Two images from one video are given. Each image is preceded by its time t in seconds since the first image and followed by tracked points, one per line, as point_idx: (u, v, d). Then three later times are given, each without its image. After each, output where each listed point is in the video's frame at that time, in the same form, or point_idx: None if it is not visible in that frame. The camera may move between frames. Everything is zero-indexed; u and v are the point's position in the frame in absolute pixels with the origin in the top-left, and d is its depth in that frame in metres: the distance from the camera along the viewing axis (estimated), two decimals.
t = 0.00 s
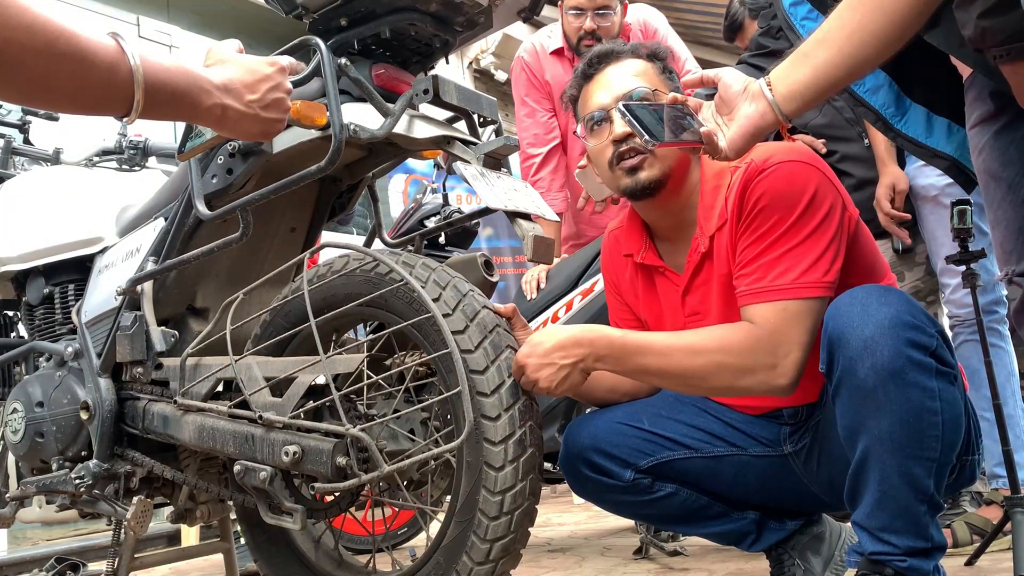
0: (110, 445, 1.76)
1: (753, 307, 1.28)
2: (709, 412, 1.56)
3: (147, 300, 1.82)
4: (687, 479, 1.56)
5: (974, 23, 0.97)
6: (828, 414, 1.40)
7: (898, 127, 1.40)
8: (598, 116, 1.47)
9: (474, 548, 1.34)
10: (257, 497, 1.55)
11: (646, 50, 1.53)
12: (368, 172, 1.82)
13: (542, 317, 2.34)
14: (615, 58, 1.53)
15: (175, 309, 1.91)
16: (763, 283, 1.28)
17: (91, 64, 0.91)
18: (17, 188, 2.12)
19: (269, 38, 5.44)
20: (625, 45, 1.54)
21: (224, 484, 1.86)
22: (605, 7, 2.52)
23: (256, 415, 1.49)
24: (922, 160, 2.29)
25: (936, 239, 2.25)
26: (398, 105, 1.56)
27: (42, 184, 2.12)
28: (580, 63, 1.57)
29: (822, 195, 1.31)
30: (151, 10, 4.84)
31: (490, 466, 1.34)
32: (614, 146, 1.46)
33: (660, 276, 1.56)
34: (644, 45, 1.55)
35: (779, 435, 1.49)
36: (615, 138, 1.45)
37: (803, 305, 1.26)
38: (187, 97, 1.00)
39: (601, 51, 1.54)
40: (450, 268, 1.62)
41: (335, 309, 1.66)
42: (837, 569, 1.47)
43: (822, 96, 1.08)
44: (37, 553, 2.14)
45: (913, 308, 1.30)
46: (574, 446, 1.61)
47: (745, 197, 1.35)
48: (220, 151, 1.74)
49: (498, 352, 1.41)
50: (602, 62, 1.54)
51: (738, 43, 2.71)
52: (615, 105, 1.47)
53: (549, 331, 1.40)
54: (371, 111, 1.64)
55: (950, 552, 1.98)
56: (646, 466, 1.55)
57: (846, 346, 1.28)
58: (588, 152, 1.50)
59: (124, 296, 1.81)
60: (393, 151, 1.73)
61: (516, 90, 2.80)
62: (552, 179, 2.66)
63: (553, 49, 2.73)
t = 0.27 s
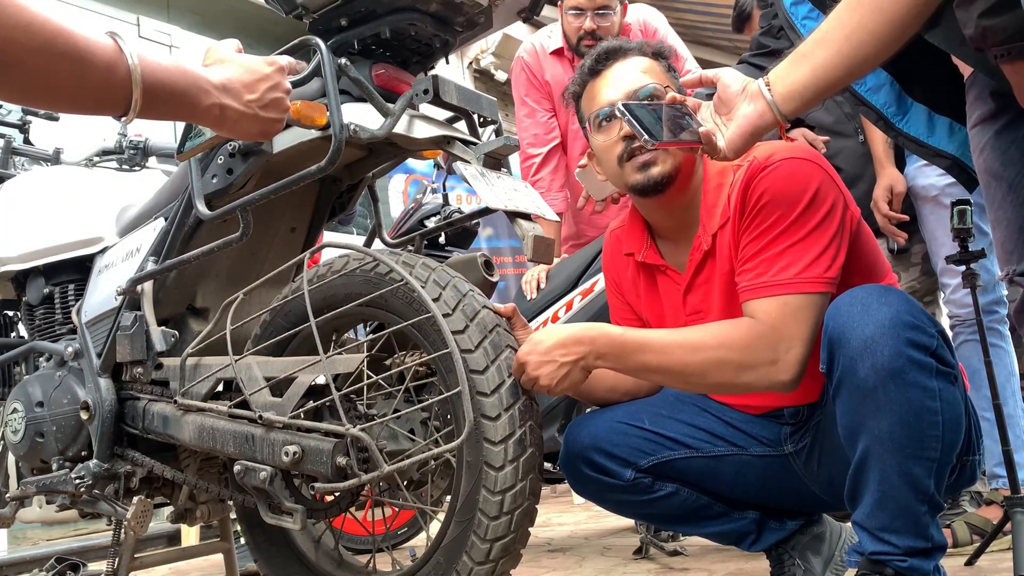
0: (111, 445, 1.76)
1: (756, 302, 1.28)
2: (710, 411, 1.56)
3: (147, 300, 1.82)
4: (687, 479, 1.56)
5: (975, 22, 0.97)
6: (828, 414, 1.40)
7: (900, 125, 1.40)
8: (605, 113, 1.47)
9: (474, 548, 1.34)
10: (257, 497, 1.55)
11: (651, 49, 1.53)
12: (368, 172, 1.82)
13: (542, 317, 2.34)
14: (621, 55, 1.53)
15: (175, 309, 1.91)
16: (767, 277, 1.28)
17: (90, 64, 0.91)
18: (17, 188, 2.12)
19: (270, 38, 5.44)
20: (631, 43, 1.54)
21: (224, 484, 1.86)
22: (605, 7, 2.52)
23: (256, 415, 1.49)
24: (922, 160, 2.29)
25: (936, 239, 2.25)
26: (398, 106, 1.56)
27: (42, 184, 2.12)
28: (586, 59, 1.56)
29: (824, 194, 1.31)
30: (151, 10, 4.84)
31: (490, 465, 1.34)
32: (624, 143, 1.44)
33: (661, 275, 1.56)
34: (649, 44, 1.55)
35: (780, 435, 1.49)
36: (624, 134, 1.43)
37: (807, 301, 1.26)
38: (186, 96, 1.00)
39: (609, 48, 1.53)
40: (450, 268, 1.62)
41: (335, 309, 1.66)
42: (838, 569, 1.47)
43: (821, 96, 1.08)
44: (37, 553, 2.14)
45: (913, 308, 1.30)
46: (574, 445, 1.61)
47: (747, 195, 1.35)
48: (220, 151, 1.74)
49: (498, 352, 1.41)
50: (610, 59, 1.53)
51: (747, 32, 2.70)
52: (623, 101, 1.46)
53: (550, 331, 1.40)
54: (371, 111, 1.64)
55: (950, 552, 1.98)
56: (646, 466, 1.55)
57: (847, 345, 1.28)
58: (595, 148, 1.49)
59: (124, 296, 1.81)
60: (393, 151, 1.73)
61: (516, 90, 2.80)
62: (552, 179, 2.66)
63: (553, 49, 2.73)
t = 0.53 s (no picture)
0: (110, 446, 1.76)
1: (758, 300, 1.28)
2: (710, 411, 1.56)
3: (147, 300, 1.82)
4: (688, 478, 1.56)
5: (973, 22, 0.96)
6: (829, 413, 1.40)
7: (898, 125, 1.39)
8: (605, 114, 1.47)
9: (474, 548, 1.33)
10: (257, 498, 1.55)
11: (652, 48, 1.53)
12: (368, 172, 1.82)
13: (543, 317, 2.34)
14: (621, 54, 1.52)
15: (175, 309, 1.91)
16: (770, 275, 1.27)
17: (89, 62, 0.91)
18: (17, 188, 2.12)
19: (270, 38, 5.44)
20: (632, 42, 1.54)
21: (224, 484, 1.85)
22: (605, 7, 2.52)
23: (256, 415, 1.49)
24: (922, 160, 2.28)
25: (936, 239, 2.25)
26: (398, 105, 1.56)
27: (42, 184, 2.12)
28: (586, 58, 1.55)
29: (826, 193, 1.30)
30: (151, 9, 4.83)
31: (490, 466, 1.34)
32: (626, 143, 1.43)
33: (663, 275, 1.56)
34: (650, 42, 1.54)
35: (780, 435, 1.49)
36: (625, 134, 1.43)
37: (808, 300, 1.26)
38: (185, 95, 1.00)
39: (609, 47, 1.53)
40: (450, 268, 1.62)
41: (335, 309, 1.66)
42: (838, 569, 1.47)
43: (818, 97, 1.08)
44: (37, 554, 2.13)
45: (915, 308, 1.30)
46: (574, 445, 1.61)
47: (749, 194, 1.35)
48: (219, 151, 1.74)
49: (498, 352, 1.41)
50: (610, 58, 1.53)
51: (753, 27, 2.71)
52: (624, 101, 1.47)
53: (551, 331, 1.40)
54: (371, 111, 1.64)
55: (951, 552, 1.98)
56: (646, 466, 1.55)
57: (848, 345, 1.27)
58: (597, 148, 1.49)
59: (124, 296, 1.81)
60: (393, 151, 1.73)
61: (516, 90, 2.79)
62: (552, 179, 2.66)
63: (553, 49, 2.73)
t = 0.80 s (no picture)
0: (111, 445, 1.76)
1: (760, 299, 1.27)
2: (711, 411, 1.56)
3: (147, 300, 1.82)
4: (688, 478, 1.56)
5: (976, 23, 0.96)
6: (830, 412, 1.40)
7: (896, 124, 1.39)
8: (598, 127, 1.48)
9: (474, 548, 1.33)
10: (257, 497, 1.55)
11: (639, 50, 1.52)
12: (368, 172, 1.82)
13: (543, 317, 2.34)
14: (608, 62, 1.52)
15: (175, 309, 1.91)
16: (771, 274, 1.27)
17: (88, 62, 0.91)
18: (16, 189, 2.11)
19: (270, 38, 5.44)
20: (617, 46, 1.53)
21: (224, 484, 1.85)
22: (605, 8, 2.52)
23: (256, 415, 1.49)
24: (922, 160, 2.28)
25: (936, 239, 2.25)
26: (398, 105, 1.56)
27: (42, 184, 2.12)
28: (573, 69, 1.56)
29: (828, 193, 1.30)
30: (151, 9, 4.83)
31: (490, 466, 1.34)
32: (614, 157, 1.44)
33: (666, 275, 1.56)
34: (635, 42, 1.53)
35: (781, 434, 1.49)
36: (613, 150, 1.44)
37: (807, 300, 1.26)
38: (185, 95, 1.00)
39: (594, 57, 1.53)
40: (450, 268, 1.62)
41: (335, 309, 1.66)
42: (838, 569, 1.47)
43: (816, 98, 1.08)
44: (37, 554, 2.13)
45: (916, 308, 1.30)
46: (575, 445, 1.61)
47: (751, 194, 1.35)
48: (219, 151, 1.74)
49: (498, 352, 1.41)
50: (596, 69, 1.53)
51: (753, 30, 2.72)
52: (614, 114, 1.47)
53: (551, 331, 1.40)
54: (371, 111, 1.63)
55: (951, 552, 1.98)
56: (646, 465, 1.55)
57: (850, 345, 1.27)
58: (588, 163, 1.50)
59: (124, 296, 1.81)
60: (393, 151, 1.73)
61: (516, 90, 2.80)
62: (552, 179, 2.66)
63: (553, 49, 2.72)
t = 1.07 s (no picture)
0: (110, 445, 1.76)
1: (763, 298, 1.27)
2: (713, 410, 1.56)
3: (147, 300, 1.82)
4: (689, 477, 1.56)
5: (988, 24, 0.96)
6: (831, 412, 1.41)
7: (897, 123, 1.40)
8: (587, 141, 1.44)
9: (474, 548, 1.33)
10: (257, 497, 1.55)
11: (632, 58, 1.47)
12: (368, 172, 1.82)
13: (543, 317, 2.33)
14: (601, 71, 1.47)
15: (175, 309, 1.91)
16: (775, 273, 1.27)
17: (87, 61, 0.91)
18: (16, 189, 2.11)
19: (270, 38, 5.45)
20: (609, 55, 1.48)
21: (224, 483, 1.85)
22: (604, 8, 2.52)
23: (256, 415, 1.49)
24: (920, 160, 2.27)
25: (936, 239, 2.25)
26: (398, 105, 1.56)
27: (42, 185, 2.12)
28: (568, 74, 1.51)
29: (831, 192, 1.30)
30: (151, 10, 4.83)
31: (490, 465, 1.34)
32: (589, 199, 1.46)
33: (669, 276, 1.56)
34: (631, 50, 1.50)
35: (782, 434, 1.50)
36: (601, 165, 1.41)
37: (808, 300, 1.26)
38: (185, 94, 1.00)
39: (587, 65, 1.49)
40: (450, 268, 1.62)
41: (335, 309, 1.66)
42: (838, 569, 1.47)
43: (817, 96, 1.08)
44: (37, 554, 2.13)
45: (918, 307, 1.30)
46: (575, 444, 1.61)
47: (754, 194, 1.34)
48: (219, 151, 1.74)
49: (498, 352, 1.41)
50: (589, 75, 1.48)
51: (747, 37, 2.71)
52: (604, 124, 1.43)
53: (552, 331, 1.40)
54: (371, 111, 1.63)
55: (951, 552, 1.98)
56: (648, 465, 1.55)
57: (851, 343, 1.27)
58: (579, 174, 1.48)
59: (124, 296, 1.81)
60: (393, 151, 1.73)
61: (516, 91, 2.79)
62: (552, 179, 2.67)
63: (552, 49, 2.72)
